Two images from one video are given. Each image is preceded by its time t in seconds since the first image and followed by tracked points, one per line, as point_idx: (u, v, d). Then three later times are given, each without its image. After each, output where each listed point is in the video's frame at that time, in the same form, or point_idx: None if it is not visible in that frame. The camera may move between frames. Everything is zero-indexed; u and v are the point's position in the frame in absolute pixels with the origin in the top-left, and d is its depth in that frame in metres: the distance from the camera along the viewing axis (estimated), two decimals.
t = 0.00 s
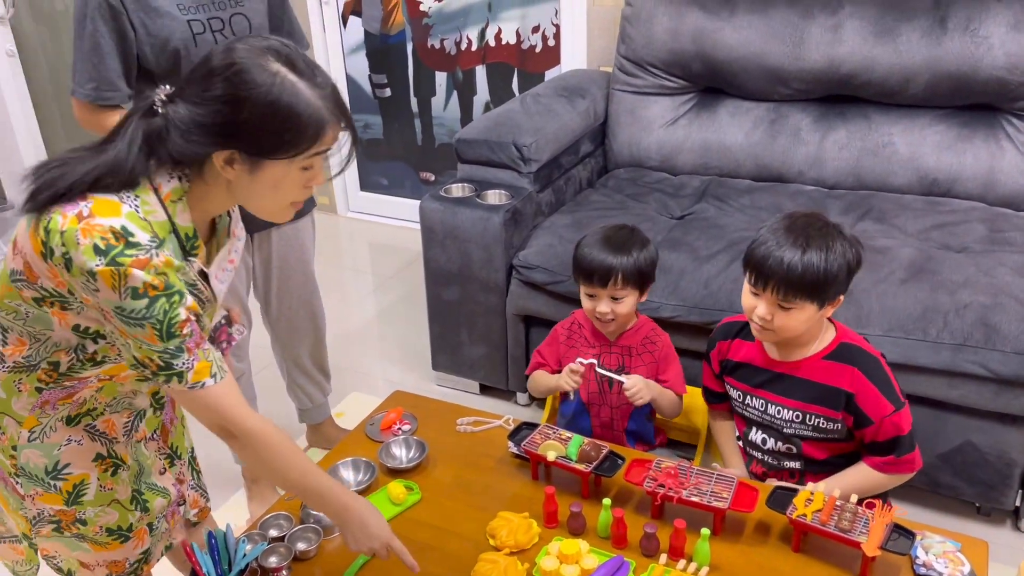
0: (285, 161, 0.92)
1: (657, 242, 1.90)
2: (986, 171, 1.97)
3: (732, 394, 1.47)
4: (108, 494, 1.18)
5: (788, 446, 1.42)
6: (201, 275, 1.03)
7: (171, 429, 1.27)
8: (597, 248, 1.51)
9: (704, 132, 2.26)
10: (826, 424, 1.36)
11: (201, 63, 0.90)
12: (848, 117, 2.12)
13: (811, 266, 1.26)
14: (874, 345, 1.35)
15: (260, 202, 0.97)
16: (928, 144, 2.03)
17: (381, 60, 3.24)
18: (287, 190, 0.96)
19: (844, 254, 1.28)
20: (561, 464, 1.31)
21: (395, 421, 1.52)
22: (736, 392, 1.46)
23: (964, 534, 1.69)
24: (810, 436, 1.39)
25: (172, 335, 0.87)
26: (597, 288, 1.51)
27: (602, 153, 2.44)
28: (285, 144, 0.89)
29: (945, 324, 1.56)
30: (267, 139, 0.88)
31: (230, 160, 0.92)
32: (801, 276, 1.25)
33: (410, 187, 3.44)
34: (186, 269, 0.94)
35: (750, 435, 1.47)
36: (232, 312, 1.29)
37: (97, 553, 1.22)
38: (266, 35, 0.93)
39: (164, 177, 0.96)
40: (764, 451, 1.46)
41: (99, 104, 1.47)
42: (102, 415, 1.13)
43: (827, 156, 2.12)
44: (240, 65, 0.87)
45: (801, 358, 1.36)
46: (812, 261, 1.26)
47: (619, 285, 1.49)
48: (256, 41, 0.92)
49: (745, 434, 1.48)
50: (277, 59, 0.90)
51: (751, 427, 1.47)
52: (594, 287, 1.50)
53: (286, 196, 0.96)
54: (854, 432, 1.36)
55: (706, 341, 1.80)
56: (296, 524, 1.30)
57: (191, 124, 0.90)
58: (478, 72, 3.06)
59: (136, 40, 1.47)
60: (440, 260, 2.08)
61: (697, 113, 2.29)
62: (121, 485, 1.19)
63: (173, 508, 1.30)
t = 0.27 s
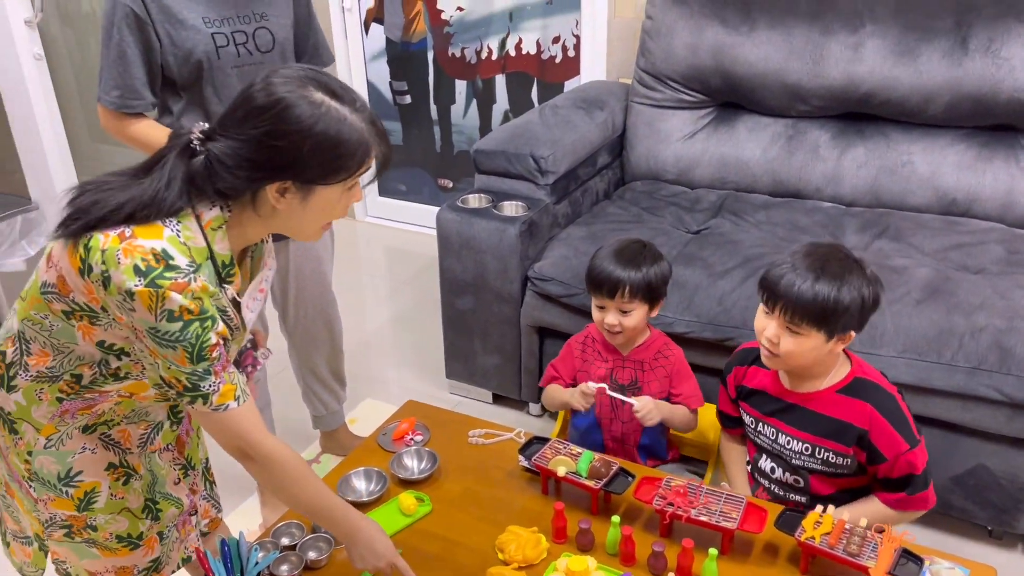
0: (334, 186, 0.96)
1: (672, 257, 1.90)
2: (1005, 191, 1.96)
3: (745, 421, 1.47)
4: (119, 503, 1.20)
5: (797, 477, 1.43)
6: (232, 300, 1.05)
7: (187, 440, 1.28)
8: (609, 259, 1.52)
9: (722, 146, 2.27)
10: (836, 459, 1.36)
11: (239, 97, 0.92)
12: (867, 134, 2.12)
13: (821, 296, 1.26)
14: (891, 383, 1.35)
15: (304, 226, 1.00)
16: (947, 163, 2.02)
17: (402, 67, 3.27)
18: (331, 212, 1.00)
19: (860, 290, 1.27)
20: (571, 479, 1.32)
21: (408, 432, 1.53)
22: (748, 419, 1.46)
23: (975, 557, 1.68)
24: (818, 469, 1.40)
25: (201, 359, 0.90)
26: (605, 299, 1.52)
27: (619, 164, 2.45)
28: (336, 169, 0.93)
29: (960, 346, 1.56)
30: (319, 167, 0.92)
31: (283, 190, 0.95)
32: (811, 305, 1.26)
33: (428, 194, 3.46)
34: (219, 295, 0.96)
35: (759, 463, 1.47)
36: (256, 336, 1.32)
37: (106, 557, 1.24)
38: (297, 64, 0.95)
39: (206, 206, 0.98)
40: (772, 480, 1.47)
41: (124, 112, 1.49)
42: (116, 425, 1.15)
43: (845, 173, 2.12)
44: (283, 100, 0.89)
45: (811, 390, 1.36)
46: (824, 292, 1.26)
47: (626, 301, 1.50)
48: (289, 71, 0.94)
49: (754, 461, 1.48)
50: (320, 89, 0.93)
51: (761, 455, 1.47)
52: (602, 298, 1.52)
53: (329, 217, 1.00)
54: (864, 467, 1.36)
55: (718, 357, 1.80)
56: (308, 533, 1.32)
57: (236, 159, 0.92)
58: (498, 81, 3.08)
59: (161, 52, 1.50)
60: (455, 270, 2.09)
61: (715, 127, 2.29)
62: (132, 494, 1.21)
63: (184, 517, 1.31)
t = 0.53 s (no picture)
0: (366, 191, 0.99)
1: (691, 259, 1.91)
2: None
3: (769, 432, 1.49)
4: (149, 494, 1.24)
5: (817, 490, 1.44)
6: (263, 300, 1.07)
7: (214, 434, 1.31)
8: (621, 263, 1.55)
9: (743, 148, 2.27)
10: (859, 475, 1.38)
11: (274, 103, 0.95)
12: (889, 139, 2.11)
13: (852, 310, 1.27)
14: (916, 404, 1.35)
15: (333, 230, 1.03)
16: (970, 169, 2.01)
17: (426, 65, 3.30)
18: (360, 217, 1.03)
19: (895, 314, 1.27)
20: (587, 478, 1.34)
21: (428, 428, 1.56)
22: (772, 429, 1.48)
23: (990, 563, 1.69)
24: (839, 483, 1.41)
25: (233, 356, 0.92)
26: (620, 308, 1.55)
27: (640, 165, 2.46)
28: (369, 175, 0.96)
29: (978, 353, 1.56)
30: (351, 174, 0.95)
31: (315, 194, 0.98)
32: (840, 315, 1.27)
33: (449, 191, 3.49)
34: (251, 294, 0.98)
35: (781, 473, 1.49)
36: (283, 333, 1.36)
37: (136, 546, 1.28)
38: (327, 72, 0.98)
39: (239, 207, 1.00)
40: (791, 490, 1.48)
41: (153, 112, 1.53)
42: (147, 419, 1.19)
43: (866, 177, 2.12)
44: (317, 107, 0.92)
45: (836, 407, 1.37)
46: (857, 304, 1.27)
47: (638, 310, 1.53)
48: (322, 79, 0.97)
49: (776, 471, 1.50)
50: (352, 96, 0.96)
51: (783, 465, 1.49)
52: (617, 306, 1.54)
53: (358, 222, 1.04)
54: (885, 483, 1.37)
55: (736, 359, 1.81)
56: (329, 526, 1.35)
57: (272, 163, 0.95)
58: (521, 80, 3.09)
59: (191, 53, 1.53)
60: (476, 269, 2.12)
61: (736, 129, 2.30)
62: (161, 486, 1.25)
63: (211, 509, 1.35)
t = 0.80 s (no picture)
0: (367, 178, 1.00)
1: (696, 251, 1.92)
2: None
3: (779, 429, 1.48)
4: (156, 480, 1.26)
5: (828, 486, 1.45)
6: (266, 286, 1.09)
7: (221, 421, 1.34)
8: (624, 254, 1.56)
9: (749, 140, 2.27)
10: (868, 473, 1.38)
11: (278, 91, 0.97)
12: (895, 131, 2.11)
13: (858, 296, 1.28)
14: (925, 406, 1.34)
15: (335, 217, 1.05)
16: (976, 161, 2.01)
17: (433, 56, 3.30)
18: (362, 205, 1.04)
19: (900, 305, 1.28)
20: (590, 467, 1.36)
21: (433, 417, 1.57)
22: (782, 429, 1.47)
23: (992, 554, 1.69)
24: (850, 480, 1.42)
25: (236, 341, 0.94)
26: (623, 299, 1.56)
27: (647, 156, 2.46)
28: (369, 163, 0.97)
29: (982, 345, 1.56)
30: (351, 161, 0.96)
31: (316, 182, 0.99)
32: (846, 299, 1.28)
33: (456, 182, 3.50)
34: (254, 281, 1.00)
35: (792, 468, 1.49)
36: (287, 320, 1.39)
37: (143, 531, 1.29)
38: (331, 61, 0.99)
39: (242, 195, 1.02)
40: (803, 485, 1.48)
41: (162, 103, 1.54)
42: (154, 406, 1.21)
43: (872, 169, 2.12)
44: (319, 96, 0.93)
45: (844, 408, 1.37)
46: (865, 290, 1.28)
47: (640, 301, 1.54)
48: (325, 68, 0.98)
49: (787, 464, 1.50)
50: (353, 85, 0.97)
51: (794, 461, 1.49)
52: (619, 297, 1.56)
53: (360, 209, 1.05)
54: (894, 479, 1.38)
55: (740, 350, 1.82)
56: (335, 513, 1.37)
57: (274, 150, 0.96)
58: (528, 70, 3.10)
59: (199, 44, 1.55)
60: (482, 260, 2.13)
61: (743, 121, 2.30)
62: (168, 472, 1.26)
63: (217, 495, 1.37)
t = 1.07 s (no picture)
0: (358, 167, 1.01)
1: (691, 241, 1.93)
2: None
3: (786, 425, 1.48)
4: (152, 470, 1.27)
5: (842, 480, 1.45)
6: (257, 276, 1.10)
7: (218, 412, 1.35)
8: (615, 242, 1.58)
9: (744, 131, 2.28)
10: (883, 462, 1.38)
11: (268, 81, 0.97)
12: (889, 121, 2.12)
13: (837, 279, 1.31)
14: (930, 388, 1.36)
15: (327, 207, 1.05)
16: (969, 151, 2.02)
17: (429, 48, 3.30)
18: (353, 194, 1.05)
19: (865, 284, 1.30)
20: (586, 456, 1.37)
21: (430, 407, 1.59)
22: (791, 426, 1.47)
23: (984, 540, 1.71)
24: (864, 472, 1.42)
25: (226, 330, 0.95)
26: (616, 284, 1.57)
27: (642, 147, 2.47)
28: (361, 153, 0.98)
29: (974, 334, 1.58)
30: (342, 151, 0.96)
31: (307, 171, 1.00)
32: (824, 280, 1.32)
33: (453, 174, 3.50)
34: (244, 271, 1.01)
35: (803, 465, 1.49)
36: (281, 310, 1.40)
37: (140, 521, 1.31)
38: (322, 52, 1.00)
39: (233, 184, 1.02)
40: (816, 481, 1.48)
41: (158, 95, 1.55)
42: (150, 396, 1.22)
43: (866, 160, 2.13)
44: (309, 86, 0.94)
45: (847, 398, 1.38)
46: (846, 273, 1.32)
47: (633, 285, 1.55)
48: (316, 58, 0.99)
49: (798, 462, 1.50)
50: (344, 76, 0.98)
51: (805, 457, 1.48)
52: (613, 283, 1.57)
53: (351, 199, 1.05)
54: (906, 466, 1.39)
55: (735, 340, 1.83)
56: (332, 502, 1.38)
57: (264, 139, 0.97)
58: (524, 62, 3.10)
59: (195, 37, 1.55)
60: (478, 251, 2.14)
61: (738, 112, 2.31)
62: (164, 462, 1.27)
63: (214, 485, 1.38)
